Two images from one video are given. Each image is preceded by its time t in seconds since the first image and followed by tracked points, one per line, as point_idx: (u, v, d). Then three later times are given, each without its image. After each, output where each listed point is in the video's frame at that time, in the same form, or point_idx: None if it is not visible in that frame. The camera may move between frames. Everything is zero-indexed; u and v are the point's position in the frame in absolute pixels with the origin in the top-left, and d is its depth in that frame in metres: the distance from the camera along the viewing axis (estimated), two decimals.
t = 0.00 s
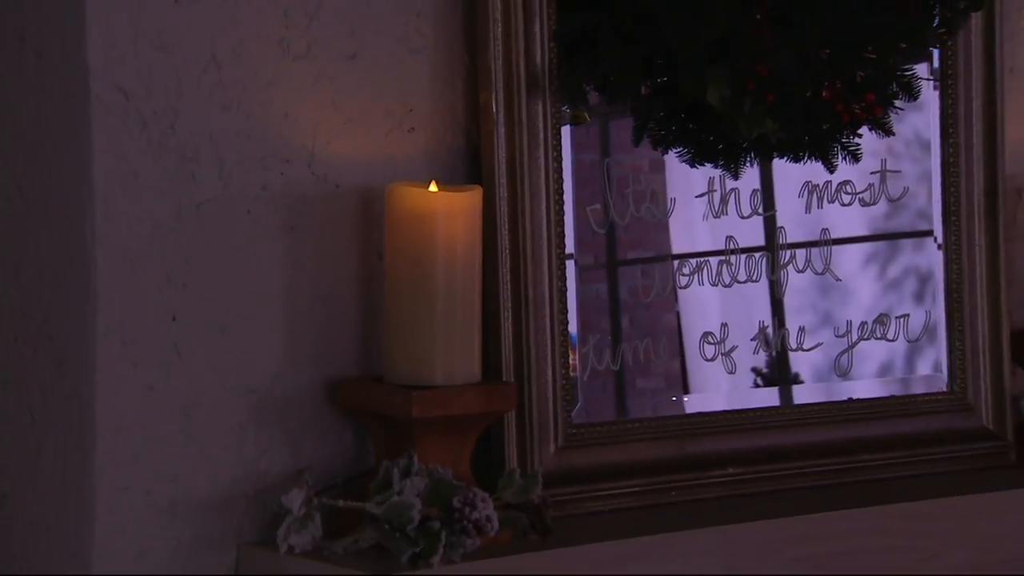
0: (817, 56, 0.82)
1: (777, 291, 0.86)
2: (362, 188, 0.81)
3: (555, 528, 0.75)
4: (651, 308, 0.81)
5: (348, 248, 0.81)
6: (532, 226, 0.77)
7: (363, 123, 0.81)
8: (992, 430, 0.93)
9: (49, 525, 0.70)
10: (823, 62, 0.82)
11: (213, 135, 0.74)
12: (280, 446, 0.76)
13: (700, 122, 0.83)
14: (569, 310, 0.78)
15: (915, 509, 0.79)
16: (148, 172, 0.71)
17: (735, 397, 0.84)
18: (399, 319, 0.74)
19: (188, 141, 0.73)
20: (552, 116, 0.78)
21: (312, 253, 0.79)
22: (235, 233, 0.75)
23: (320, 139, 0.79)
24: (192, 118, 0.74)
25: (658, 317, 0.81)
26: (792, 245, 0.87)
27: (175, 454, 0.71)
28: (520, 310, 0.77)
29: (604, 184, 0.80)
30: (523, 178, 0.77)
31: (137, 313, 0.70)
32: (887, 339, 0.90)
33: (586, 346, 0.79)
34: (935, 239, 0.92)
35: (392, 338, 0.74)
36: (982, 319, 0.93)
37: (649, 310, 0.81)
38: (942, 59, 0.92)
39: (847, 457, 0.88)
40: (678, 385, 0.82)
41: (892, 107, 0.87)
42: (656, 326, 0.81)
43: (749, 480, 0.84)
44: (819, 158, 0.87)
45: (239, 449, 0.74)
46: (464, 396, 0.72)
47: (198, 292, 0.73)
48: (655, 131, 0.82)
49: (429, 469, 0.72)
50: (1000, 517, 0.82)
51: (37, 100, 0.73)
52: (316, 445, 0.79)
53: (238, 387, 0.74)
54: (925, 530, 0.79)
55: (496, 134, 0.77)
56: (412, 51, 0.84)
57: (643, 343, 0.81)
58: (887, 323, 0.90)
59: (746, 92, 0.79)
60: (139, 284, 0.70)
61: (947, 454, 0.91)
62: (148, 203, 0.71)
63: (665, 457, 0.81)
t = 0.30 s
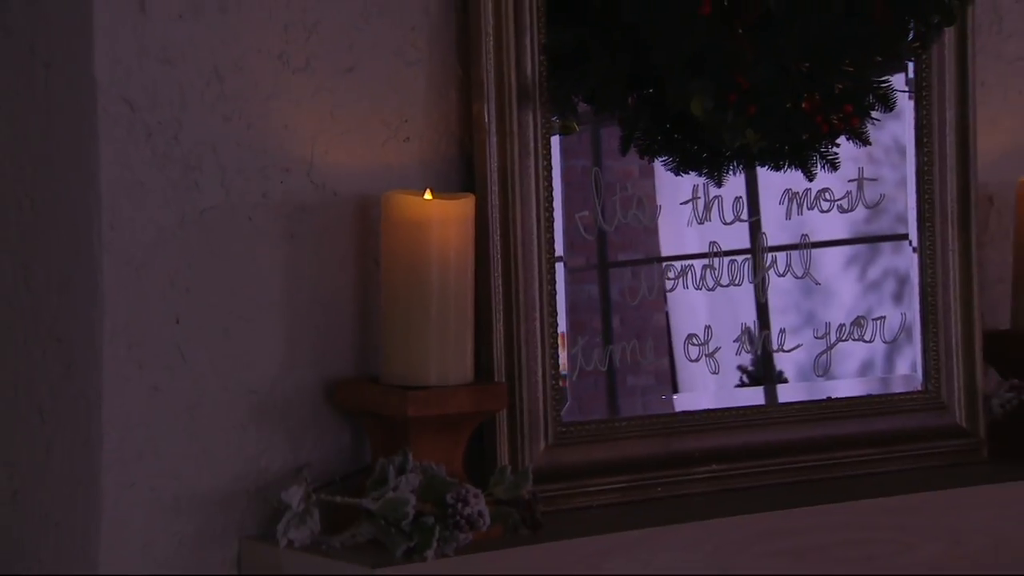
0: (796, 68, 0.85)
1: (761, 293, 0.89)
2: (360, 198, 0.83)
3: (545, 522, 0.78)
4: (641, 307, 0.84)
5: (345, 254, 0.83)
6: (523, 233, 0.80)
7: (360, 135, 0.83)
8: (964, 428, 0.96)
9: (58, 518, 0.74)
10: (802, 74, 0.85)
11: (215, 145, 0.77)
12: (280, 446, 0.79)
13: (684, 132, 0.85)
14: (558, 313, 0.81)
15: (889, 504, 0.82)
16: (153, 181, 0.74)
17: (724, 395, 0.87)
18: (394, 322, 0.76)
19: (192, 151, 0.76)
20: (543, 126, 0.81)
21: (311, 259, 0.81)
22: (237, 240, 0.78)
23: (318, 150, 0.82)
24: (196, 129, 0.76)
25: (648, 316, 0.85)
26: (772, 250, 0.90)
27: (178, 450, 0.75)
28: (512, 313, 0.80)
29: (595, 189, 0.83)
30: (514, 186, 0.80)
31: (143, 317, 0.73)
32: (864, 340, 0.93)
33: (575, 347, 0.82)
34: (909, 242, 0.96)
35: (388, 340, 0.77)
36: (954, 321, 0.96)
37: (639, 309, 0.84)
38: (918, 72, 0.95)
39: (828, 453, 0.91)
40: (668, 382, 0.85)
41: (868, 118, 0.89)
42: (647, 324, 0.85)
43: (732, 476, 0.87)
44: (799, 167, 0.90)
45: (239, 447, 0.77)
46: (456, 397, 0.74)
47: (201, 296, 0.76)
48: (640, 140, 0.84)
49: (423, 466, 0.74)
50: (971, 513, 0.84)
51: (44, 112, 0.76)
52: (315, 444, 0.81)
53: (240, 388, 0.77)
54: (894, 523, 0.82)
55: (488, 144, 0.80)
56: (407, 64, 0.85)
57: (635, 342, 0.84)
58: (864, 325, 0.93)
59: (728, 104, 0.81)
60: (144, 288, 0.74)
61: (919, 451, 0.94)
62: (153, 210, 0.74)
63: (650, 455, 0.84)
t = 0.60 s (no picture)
0: (776, 81, 0.89)
1: (745, 295, 0.93)
2: (358, 205, 0.87)
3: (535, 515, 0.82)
4: (632, 305, 0.88)
5: (344, 259, 0.86)
6: (515, 238, 0.83)
7: (357, 144, 0.87)
8: (938, 425, 1.00)
9: (68, 514, 0.77)
10: (782, 86, 0.89)
11: (219, 155, 0.80)
12: (281, 443, 0.82)
13: (670, 141, 0.89)
14: (548, 316, 0.84)
15: (864, 498, 0.85)
16: (159, 190, 0.78)
17: (713, 392, 0.91)
18: (390, 325, 0.80)
19: (196, 161, 0.79)
20: (533, 136, 0.84)
21: (311, 263, 0.84)
22: (239, 245, 0.81)
23: (317, 159, 0.85)
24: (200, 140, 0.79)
25: (639, 315, 0.88)
26: (755, 253, 0.93)
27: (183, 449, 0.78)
28: (504, 316, 0.83)
29: (587, 193, 0.87)
30: (506, 194, 0.83)
31: (149, 320, 0.77)
32: (842, 341, 0.96)
33: (565, 347, 0.85)
34: (886, 246, 0.99)
35: (385, 342, 0.80)
36: (929, 321, 1.00)
37: (630, 309, 0.88)
38: (893, 85, 0.99)
39: (808, 449, 0.94)
40: (658, 379, 0.88)
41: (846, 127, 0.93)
42: (637, 324, 0.88)
43: (715, 471, 0.91)
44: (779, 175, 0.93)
45: (242, 445, 0.80)
46: (450, 396, 0.77)
47: (204, 300, 0.79)
48: (627, 150, 0.88)
49: (419, 463, 0.77)
50: (944, 508, 0.88)
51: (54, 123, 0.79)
52: (315, 441, 0.84)
53: (242, 388, 0.81)
54: (868, 517, 0.86)
55: (481, 154, 0.83)
56: (403, 78, 0.89)
57: (625, 342, 0.87)
58: (842, 326, 0.97)
59: (712, 115, 0.85)
60: (150, 292, 0.77)
61: (896, 447, 0.98)
62: (159, 218, 0.77)
63: (636, 452, 0.87)
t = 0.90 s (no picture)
0: (758, 93, 0.91)
1: (733, 297, 0.96)
2: (356, 211, 0.90)
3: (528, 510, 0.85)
4: (623, 305, 0.91)
5: (343, 264, 0.89)
6: (508, 244, 0.86)
7: (355, 153, 0.90)
8: (915, 422, 1.03)
9: (76, 510, 0.80)
10: (765, 97, 0.91)
11: (222, 164, 0.83)
12: (282, 441, 0.85)
13: (656, 150, 0.92)
14: (539, 319, 0.88)
15: (843, 492, 0.89)
16: (165, 198, 0.81)
17: (700, 391, 0.94)
18: (387, 328, 0.83)
19: (200, 170, 0.82)
20: (525, 145, 0.88)
21: (311, 268, 0.87)
22: (242, 251, 0.84)
23: (317, 168, 0.88)
24: (204, 149, 0.82)
25: (629, 315, 0.91)
26: (739, 257, 0.97)
27: (187, 446, 0.81)
28: (497, 319, 0.86)
29: (581, 197, 0.90)
30: (498, 201, 0.86)
31: (154, 323, 0.80)
32: (822, 342, 1.00)
33: (556, 347, 0.88)
34: (864, 248, 1.03)
35: (382, 344, 0.83)
36: (905, 323, 1.03)
37: (621, 309, 0.91)
38: (872, 96, 1.03)
39: (790, 446, 0.97)
40: (648, 376, 0.92)
41: (826, 137, 0.96)
42: (628, 323, 0.91)
43: (700, 468, 0.94)
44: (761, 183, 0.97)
45: (244, 443, 0.83)
46: (445, 397, 0.80)
47: (208, 304, 0.82)
48: (615, 159, 0.91)
49: (414, 461, 0.80)
50: (917, 502, 0.92)
51: (63, 134, 0.82)
52: (315, 439, 0.87)
53: (244, 388, 0.84)
54: (847, 511, 0.89)
55: (474, 162, 0.86)
56: (399, 89, 0.92)
57: (615, 342, 0.91)
58: (823, 328, 1.00)
59: (697, 124, 0.88)
60: (156, 296, 0.80)
61: (874, 444, 1.01)
62: (165, 225, 0.80)
63: (623, 451, 0.90)
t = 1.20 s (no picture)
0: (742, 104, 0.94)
1: (720, 298, 0.99)
2: (355, 218, 0.93)
3: (521, 505, 0.88)
4: (616, 305, 0.94)
5: (342, 268, 0.92)
6: (500, 248, 0.89)
7: (354, 162, 0.93)
8: (892, 420, 1.07)
9: (84, 505, 0.83)
10: (748, 108, 0.95)
11: (225, 172, 0.87)
12: (282, 439, 0.88)
13: (643, 158, 0.95)
14: (531, 320, 0.91)
15: (823, 488, 0.93)
16: (170, 205, 0.84)
17: (689, 389, 0.98)
18: (383, 329, 0.86)
19: (204, 178, 0.86)
20: (518, 152, 0.91)
21: (311, 273, 0.90)
22: (244, 256, 0.87)
23: (316, 176, 0.91)
24: (207, 158, 0.86)
25: (621, 314, 0.95)
26: (725, 260, 1.00)
27: (191, 444, 0.84)
28: (490, 321, 0.89)
29: (575, 200, 0.93)
30: (491, 207, 0.89)
31: (159, 326, 0.83)
32: (803, 344, 1.03)
33: (547, 348, 0.91)
34: (842, 251, 1.06)
35: (379, 345, 0.86)
36: (883, 325, 1.07)
37: (614, 309, 0.94)
38: (850, 106, 1.06)
39: (772, 443, 1.01)
40: (639, 372, 0.95)
41: (807, 146, 0.99)
42: (620, 322, 0.95)
43: (685, 465, 0.97)
44: (743, 189, 0.99)
45: (246, 441, 0.87)
46: (439, 396, 0.83)
47: (211, 307, 0.85)
48: (605, 167, 0.94)
49: (410, 458, 0.83)
50: (892, 498, 0.96)
51: (72, 143, 0.85)
52: (315, 437, 0.90)
53: (246, 388, 0.87)
54: (824, 505, 0.94)
55: (469, 170, 0.89)
56: (396, 100, 0.95)
57: (604, 345, 0.94)
58: (804, 329, 1.03)
59: (683, 134, 0.91)
60: (161, 300, 0.83)
61: (854, 440, 1.05)
62: (170, 231, 0.84)
63: (612, 449, 0.93)
